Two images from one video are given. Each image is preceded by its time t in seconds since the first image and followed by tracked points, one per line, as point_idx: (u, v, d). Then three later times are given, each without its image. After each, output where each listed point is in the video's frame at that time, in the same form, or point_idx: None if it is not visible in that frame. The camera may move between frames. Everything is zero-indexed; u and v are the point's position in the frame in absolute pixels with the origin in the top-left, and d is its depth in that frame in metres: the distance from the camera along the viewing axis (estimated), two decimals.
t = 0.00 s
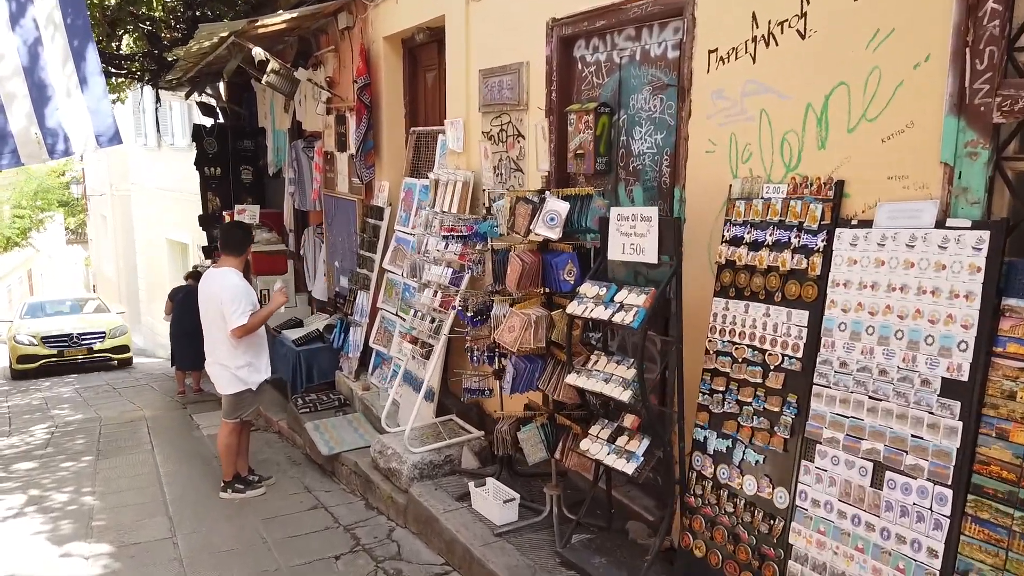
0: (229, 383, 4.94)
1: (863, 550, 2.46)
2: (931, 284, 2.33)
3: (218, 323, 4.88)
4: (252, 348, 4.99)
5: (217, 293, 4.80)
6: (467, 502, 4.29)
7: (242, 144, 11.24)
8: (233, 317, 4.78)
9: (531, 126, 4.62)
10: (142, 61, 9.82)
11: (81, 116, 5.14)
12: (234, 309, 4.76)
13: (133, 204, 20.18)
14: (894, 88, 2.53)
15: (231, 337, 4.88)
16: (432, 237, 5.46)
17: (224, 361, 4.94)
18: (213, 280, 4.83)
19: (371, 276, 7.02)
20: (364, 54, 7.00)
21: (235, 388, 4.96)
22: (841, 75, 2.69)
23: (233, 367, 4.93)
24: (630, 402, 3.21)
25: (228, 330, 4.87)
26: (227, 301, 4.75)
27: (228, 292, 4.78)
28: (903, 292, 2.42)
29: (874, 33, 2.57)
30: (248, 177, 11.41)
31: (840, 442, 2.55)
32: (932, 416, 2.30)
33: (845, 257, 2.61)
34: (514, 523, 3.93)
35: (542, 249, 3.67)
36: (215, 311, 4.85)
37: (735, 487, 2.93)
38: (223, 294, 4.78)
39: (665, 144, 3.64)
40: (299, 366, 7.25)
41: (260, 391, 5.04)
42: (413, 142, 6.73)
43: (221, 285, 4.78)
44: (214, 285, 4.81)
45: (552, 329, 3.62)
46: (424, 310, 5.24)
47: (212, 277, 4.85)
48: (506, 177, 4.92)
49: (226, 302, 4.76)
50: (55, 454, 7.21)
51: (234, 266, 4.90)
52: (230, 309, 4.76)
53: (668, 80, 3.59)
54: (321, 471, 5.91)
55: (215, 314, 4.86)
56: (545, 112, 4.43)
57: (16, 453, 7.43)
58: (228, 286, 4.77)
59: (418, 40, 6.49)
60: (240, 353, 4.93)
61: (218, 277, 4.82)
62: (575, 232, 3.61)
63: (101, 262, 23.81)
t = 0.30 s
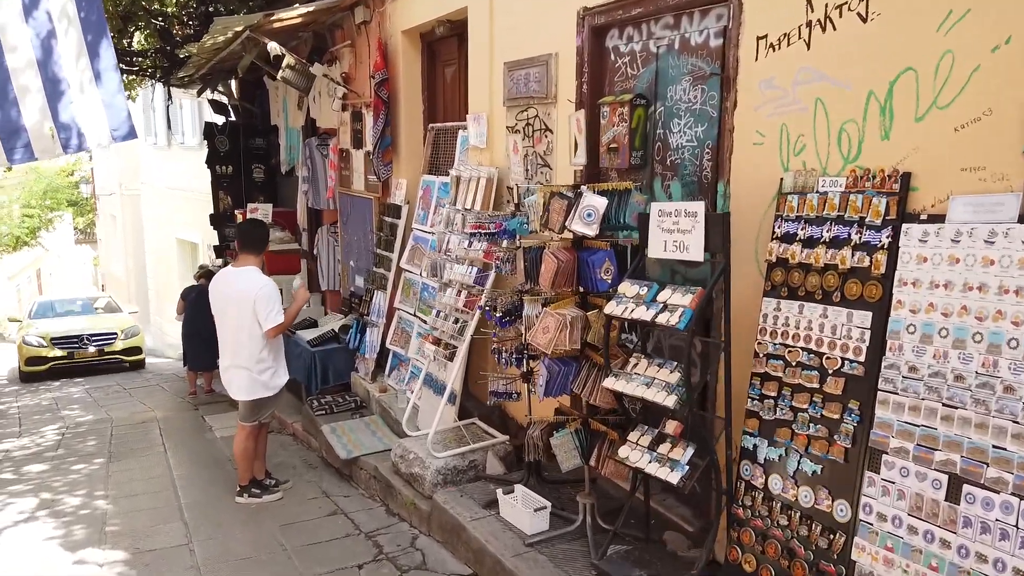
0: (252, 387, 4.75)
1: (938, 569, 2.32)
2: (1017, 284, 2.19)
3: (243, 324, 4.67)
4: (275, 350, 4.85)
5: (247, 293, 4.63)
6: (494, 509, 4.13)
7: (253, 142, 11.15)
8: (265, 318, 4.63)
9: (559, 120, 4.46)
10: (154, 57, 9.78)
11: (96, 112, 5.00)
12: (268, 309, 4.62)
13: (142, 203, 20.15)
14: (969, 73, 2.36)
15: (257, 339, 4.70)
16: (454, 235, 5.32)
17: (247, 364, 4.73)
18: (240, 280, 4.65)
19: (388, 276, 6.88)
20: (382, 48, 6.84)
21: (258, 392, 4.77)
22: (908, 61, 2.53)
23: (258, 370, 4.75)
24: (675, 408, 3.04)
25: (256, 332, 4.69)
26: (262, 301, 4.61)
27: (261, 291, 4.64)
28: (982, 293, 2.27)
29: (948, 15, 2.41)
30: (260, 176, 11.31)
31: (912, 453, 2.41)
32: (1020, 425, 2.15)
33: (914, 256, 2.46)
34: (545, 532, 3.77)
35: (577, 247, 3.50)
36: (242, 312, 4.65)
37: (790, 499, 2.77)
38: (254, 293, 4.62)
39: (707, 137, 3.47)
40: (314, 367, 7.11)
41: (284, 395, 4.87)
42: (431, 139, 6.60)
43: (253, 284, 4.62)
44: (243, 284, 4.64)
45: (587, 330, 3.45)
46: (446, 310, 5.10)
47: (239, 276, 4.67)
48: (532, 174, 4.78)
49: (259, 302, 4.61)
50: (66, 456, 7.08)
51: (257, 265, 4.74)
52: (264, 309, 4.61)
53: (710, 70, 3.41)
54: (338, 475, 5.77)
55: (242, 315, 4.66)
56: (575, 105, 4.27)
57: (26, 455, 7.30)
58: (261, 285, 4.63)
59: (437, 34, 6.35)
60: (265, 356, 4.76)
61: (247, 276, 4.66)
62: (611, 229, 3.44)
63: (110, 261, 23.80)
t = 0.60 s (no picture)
0: (282, 391, 4.61)
1: None
2: None
3: (273, 327, 4.52)
4: (303, 354, 4.72)
5: (278, 296, 4.49)
6: (530, 522, 3.98)
7: (269, 142, 11.06)
8: (297, 320, 4.51)
9: (598, 118, 4.31)
10: (171, 56, 9.70)
11: (119, 111, 4.89)
12: (300, 311, 4.51)
13: (154, 205, 20.14)
14: None
15: (287, 343, 4.56)
16: (484, 237, 5.18)
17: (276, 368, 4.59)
18: (270, 282, 4.51)
19: (411, 278, 6.75)
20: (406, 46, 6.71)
21: (286, 396, 4.64)
22: (997, 51, 2.37)
23: (287, 374, 4.61)
24: (736, 422, 2.87)
25: (286, 335, 4.55)
26: (294, 303, 4.48)
27: (292, 293, 4.51)
28: None
29: None
30: (275, 177, 11.21)
31: (1006, 472, 2.28)
32: None
33: (1005, 261, 2.30)
34: (587, 547, 3.61)
35: (625, 249, 3.34)
36: (272, 315, 4.51)
37: (863, 519, 2.62)
38: (286, 296, 4.49)
39: (762, 134, 3.31)
40: (334, 372, 6.98)
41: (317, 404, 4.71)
42: (456, 138, 6.46)
43: (284, 286, 4.49)
44: (273, 286, 4.49)
45: (636, 336, 3.28)
46: (476, 315, 4.95)
47: (268, 278, 4.52)
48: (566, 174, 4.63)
49: (291, 304, 4.49)
50: (82, 461, 6.95)
51: (285, 267, 4.60)
52: (297, 311, 4.49)
53: (766, 64, 3.25)
54: (362, 482, 5.63)
55: (272, 318, 4.52)
56: (616, 102, 4.11)
57: (42, 459, 7.18)
58: (292, 288, 4.51)
59: (463, 31, 6.21)
60: (293, 360, 4.63)
61: (277, 278, 4.53)
62: (662, 230, 3.27)
63: (121, 262, 23.79)
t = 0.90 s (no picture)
0: (309, 393, 4.47)
1: None
2: None
3: (299, 326, 4.40)
4: (333, 355, 4.55)
5: (303, 294, 4.37)
6: (563, 534, 3.82)
7: (285, 143, 10.99)
8: (321, 318, 4.34)
9: (632, 114, 4.15)
10: (187, 55, 9.63)
11: (137, 109, 4.78)
12: (324, 307, 4.34)
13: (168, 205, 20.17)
14: None
15: (314, 342, 4.42)
16: (509, 238, 5.04)
17: (303, 369, 4.46)
18: (296, 280, 4.40)
19: (432, 280, 6.62)
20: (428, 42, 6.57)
21: (314, 399, 4.50)
22: None
23: (314, 375, 4.47)
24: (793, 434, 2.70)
25: (312, 334, 4.41)
26: (318, 300, 4.33)
27: (317, 291, 4.36)
28: None
29: None
30: (292, 177, 11.14)
31: None
32: None
33: None
34: (625, 563, 3.46)
35: (668, 251, 3.17)
36: (298, 314, 4.39)
37: (932, 540, 2.46)
38: (311, 293, 4.35)
39: (812, 129, 3.14)
40: (353, 375, 6.85)
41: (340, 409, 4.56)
42: (479, 137, 6.33)
43: (309, 284, 4.36)
44: (298, 284, 4.38)
45: (680, 342, 3.11)
46: (503, 318, 4.81)
47: (295, 276, 4.42)
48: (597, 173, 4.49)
49: (315, 302, 4.34)
50: (98, 465, 6.86)
51: (314, 266, 4.48)
52: (320, 309, 4.33)
53: (818, 55, 3.09)
54: (383, 489, 5.49)
55: (297, 317, 4.39)
56: (652, 97, 3.95)
57: (57, 463, 7.09)
58: (316, 285, 4.36)
59: (487, 27, 6.08)
60: (321, 360, 4.48)
61: (304, 275, 4.41)
62: (709, 230, 3.10)
63: (135, 262, 23.86)
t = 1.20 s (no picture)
0: (334, 387, 4.27)
1: None
2: None
3: (321, 319, 4.27)
4: (360, 349, 4.31)
5: (324, 286, 4.24)
6: (597, 548, 3.62)
7: (299, 141, 10.87)
8: (339, 308, 4.17)
9: (668, 105, 3.94)
10: (200, 51, 9.50)
11: (151, 105, 4.66)
12: (342, 296, 4.16)
13: (181, 205, 20.15)
14: None
15: (337, 335, 4.25)
16: (535, 236, 4.86)
17: (328, 364, 4.29)
18: (320, 273, 4.31)
19: (452, 280, 6.45)
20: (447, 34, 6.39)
21: (341, 395, 4.27)
22: None
23: (338, 370, 4.26)
24: (860, 446, 2.49)
25: (334, 326, 4.24)
26: (335, 289, 4.17)
27: (336, 281, 4.21)
28: None
29: None
30: (306, 176, 11.02)
31: None
32: None
33: None
34: None
35: (716, 247, 2.96)
36: (321, 307, 4.26)
37: (1017, 563, 2.24)
38: (330, 284, 4.21)
39: (871, 117, 2.93)
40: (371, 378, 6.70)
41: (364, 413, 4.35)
42: (500, 132, 6.16)
43: (329, 275, 4.23)
44: (320, 276, 4.27)
45: (729, 346, 2.90)
46: (531, 319, 4.60)
47: (321, 269, 4.34)
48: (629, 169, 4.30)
49: (333, 292, 4.18)
50: (111, 468, 6.71)
51: (342, 259, 4.35)
52: (338, 299, 4.16)
53: (878, 37, 2.88)
54: (404, 496, 5.32)
55: (319, 310, 4.27)
56: (692, 86, 3.74)
57: (69, 467, 6.96)
58: (336, 275, 4.22)
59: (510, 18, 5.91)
60: (345, 354, 4.26)
61: (328, 268, 4.30)
62: (761, 225, 2.88)
63: (147, 262, 23.90)
